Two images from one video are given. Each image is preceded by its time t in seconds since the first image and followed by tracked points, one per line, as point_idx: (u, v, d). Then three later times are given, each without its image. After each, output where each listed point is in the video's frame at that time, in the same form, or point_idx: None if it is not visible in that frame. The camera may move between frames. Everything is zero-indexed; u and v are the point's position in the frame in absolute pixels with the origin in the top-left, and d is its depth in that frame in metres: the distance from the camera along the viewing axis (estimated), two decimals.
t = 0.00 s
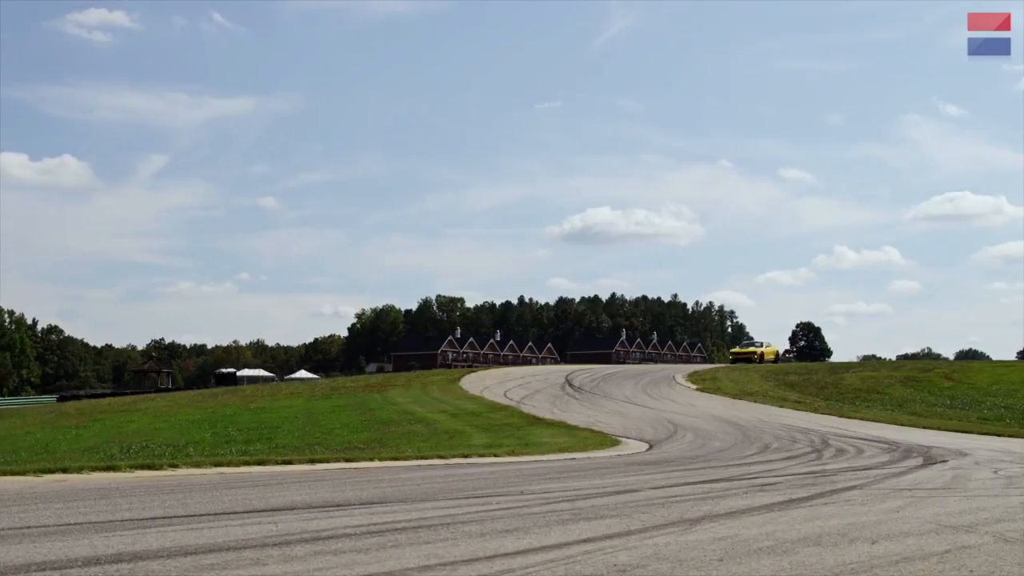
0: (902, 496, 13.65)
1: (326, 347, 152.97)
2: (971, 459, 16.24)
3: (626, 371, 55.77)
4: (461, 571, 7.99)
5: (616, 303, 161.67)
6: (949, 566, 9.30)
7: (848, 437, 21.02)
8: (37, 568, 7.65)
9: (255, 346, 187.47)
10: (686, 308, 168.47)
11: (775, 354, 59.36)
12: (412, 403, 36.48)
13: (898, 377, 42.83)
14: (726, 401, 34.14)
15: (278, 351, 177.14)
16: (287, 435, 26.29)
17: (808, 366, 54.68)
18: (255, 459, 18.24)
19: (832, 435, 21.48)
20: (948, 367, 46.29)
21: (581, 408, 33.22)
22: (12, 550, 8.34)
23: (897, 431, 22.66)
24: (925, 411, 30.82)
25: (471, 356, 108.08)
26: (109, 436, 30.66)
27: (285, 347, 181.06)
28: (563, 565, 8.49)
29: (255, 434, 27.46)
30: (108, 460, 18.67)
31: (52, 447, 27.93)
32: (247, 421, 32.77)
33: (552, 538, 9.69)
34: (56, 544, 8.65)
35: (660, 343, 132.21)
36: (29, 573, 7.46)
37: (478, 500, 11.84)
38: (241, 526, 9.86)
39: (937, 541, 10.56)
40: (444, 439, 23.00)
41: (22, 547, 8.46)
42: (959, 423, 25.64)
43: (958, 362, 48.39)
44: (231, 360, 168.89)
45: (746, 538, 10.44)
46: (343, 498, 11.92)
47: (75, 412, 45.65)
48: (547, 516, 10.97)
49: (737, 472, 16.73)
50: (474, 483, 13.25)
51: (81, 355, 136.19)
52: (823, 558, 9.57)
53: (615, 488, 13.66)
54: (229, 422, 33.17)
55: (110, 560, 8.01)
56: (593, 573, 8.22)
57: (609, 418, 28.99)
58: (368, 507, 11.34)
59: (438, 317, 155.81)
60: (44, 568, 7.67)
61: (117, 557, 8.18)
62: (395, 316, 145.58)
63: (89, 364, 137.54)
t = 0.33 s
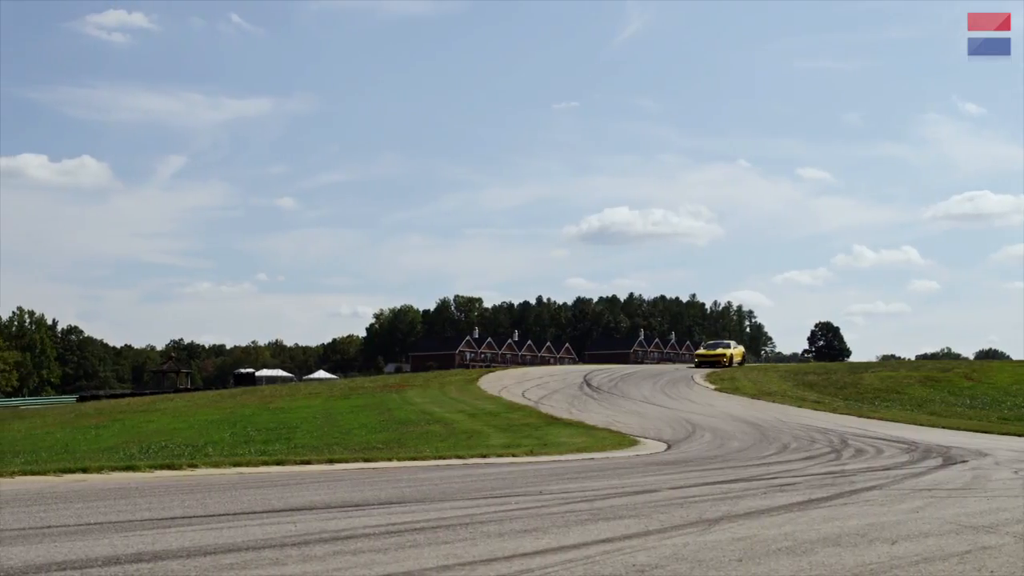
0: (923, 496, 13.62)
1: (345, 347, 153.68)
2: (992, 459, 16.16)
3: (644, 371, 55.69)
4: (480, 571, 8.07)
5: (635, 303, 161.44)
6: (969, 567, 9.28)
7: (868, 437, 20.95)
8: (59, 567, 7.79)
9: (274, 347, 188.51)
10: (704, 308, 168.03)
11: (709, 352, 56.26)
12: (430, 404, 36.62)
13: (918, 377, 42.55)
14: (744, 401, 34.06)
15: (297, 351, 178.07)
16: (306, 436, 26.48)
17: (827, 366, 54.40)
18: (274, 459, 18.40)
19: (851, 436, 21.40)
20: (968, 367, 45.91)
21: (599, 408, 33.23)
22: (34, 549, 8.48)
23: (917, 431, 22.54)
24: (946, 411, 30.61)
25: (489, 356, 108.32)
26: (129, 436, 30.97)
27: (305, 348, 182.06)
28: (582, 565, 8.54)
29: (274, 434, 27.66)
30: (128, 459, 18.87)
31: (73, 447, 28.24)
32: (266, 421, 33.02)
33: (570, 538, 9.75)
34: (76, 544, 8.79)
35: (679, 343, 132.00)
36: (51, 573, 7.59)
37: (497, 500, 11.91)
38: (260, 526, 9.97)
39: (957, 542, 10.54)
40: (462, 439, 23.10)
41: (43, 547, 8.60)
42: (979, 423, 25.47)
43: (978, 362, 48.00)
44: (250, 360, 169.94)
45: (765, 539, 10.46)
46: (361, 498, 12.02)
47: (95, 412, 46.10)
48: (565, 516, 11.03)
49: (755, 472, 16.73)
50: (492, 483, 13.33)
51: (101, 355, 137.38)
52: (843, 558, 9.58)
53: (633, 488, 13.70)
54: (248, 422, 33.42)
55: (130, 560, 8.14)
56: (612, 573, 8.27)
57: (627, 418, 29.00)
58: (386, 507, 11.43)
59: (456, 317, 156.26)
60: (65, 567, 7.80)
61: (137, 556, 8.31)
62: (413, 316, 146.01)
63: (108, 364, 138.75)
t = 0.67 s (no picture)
0: (943, 496, 13.58)
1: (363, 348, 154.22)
2: (1013, 459, 16.09)
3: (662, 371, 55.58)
4: (498, 571, 8.15)
5: (653, 303, 161.17)
6: (990, 567, 9.27)
7: (888, 437, 20.88)
8: (80, 566, 7.94)
9: (292, 347, 189.46)
10: (723, 308, 167.58)
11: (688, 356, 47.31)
12: (449, 404, 36.76)
13: (938, 377, 42.24)
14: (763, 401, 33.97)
15: (315, 351, 178.92)
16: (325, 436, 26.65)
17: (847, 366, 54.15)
18: (293, 459, 18.56)
19: (871, 436, 21.33)
20: (990, 366, 45.56)
21: (618, 408, 33.24)
22: (55, 549, 8.62)
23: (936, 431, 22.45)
24: (966, 411, 30.39)
25: (507, 356, 108.48)
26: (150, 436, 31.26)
27: (323, 348, 182.91)
28: (601, 565, 8.61)
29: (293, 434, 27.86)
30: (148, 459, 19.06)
31: (94, 447, 28.54)
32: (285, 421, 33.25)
33: (589, 538, 9.82)
34: (96, 544, 8.94)
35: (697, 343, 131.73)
36: (73, 572, 7.73)
37: (516, 500, 12.00)
38: (279, 526, 10.10)
39: (978, 542, 10.52)
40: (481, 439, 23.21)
41: (67, 547, 8.76)
42: (1000, 423, 25.29)
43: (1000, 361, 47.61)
44: (269, 360, 170.84)
45: (784, 539, 10.48)
46: (380, 498, 12.12)
47: (115, 412, 46.53)
48: (584, 516, 11.10)
49: (774, 472, 16.73)
50: (511, 483, 13.41)
51: (121, 355, 138.50)
52: (863, 558, 9.59)
53: (652, 488, 13.74)
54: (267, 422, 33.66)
55: (150, 559, 8.28)
56: (631, 573, 8.34)
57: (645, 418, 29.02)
58: (405, 507, 11.53)
59: (474, 317, 156.55)
60: (85, 566, 7.94)
61: (157, 556, 8.45)
62: (432, 316, 146.39)
63: (128, 365, 139.93)
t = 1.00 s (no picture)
0: (961, 496, 13.54)
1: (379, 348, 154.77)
2: None
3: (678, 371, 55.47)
4: (515, 571, 8.21)
5: (669, 302, 160.78)
6: (1009, 568, 9.24)
7: (905, 437, 20.80)
8: (97, 566, 8.05)
9: (309, 347, 190.23)
10: (739, 308, 167.06)
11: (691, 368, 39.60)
12: (465, 404, 36.86)
13: (957, 377, 41.94)
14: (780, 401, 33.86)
15: (331, 352, 179.62)
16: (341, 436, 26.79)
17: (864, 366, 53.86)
18: (309, 459, 18.68)
19: (888, 436, 21.25)
20: (1008, 366, 45.19)
21: (634, 408, 33.22)
22: (73, 549, 8.74)
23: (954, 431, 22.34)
24: (985, 411, 30.19)
25: (523, 356, 108.59)
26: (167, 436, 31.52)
27: (339, 348, 183.61)
28: (618, 565, 8.67)
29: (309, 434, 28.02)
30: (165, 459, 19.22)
31: (112, 447, 28.79)
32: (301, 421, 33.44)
33: (605, 538, 9.87)
34: (114, 544, 9.05)
35: (713, 343, 131.43)
36: (91, 571, 7.84)
37: (532, 500, 12.06)
38: (296, 526, 10.21)
39: (996, 543, 10.49)
40: (497, 439, 23.27)
41: (85, 546, 8.88)
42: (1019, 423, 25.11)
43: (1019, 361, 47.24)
44: (285, 360, 171.67)
45: (801, 539, 10.49)
46: (396, 498, 12.21)
47: (132, 412, 46.89)
48: (600, 517, 11.15)
49: (791, 472, 16.73)
50: (527, 483, 13.47)
51: (138, 355, 139.42)
52: (880, 559, 9.59)
53: (668, 488, 13.77)
54: (283, 422, 33.86)
55: (166, 559, 8.39)
56: (648, 573, 8.38)
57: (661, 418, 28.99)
58: (421, 507, 11.62)
59: (490, 317, 156.81)
60: (103, 566, 8.06)
61: (175, 556, 8.56)
62: (448, 317, 146.69)
63: (145, 365, 140.83)
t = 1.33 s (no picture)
0: (978, 496, 13.50)
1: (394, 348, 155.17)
2: None
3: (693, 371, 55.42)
4: (530, 571, 8.28)
5: (684, 302, 160.48)
6: None
7: (921, 437, 20.73)
8: (113, 566, 8.15)
9: (323, 347, 191.00)
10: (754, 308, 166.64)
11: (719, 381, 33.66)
12: (480, 404, 36.96)
13: (973, 377, 41.72)
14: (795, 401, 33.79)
15: (345, 352, 180.20)
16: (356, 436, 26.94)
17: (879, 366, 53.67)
18: (324, 459, 18.80)
19: (904, 436, 21.18)
20: None
21: (648, 408, 33.21)
22: (90, 549, 8.85)
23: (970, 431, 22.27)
24: (1001, 411, 30.04)
25: (537, 356, 108.68)
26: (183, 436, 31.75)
27: (354, 349, 184.33)
28: (633, 565, 8.71)
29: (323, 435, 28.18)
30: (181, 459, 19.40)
31: (128, 447, 29.03)
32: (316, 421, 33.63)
33: (620, 538, 9.92)
34: (130, 544, 9.16)
35: (728, 342, 131.15)
36: (105, 571, 7.94)
37: (547, 500, 12.12)
38: (311, 526, 10.30)
39: (1013, 543, 10.47)
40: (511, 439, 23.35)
41: (101, 546, 8.99)
42: None
43: None
44: (299, 360, 172.39)
45: (816, 539, 10.51)
46: (411, 498, 12.29)
47: (148, 412, 47.23)
48: (615, 517, 11.20)
49: (806, 472, 16.72)
50: (542, 483, 13.54)
51: (154, 356, 140.35)
52: (896, 559, 9.60)
53: (683, 488, 13.81)
54: (298, 422, 34.05)
55: (182, 559, 8.49)
56: (663, 573, 8.43)
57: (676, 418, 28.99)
58: (436, 507, 11.69)
59: (504, 317, 156.98)
60: (119, 566, 8.16)
61: (190, 556, 8.66)
62: (462, 316, 146.95)
63: (161, 365, 141.72)
